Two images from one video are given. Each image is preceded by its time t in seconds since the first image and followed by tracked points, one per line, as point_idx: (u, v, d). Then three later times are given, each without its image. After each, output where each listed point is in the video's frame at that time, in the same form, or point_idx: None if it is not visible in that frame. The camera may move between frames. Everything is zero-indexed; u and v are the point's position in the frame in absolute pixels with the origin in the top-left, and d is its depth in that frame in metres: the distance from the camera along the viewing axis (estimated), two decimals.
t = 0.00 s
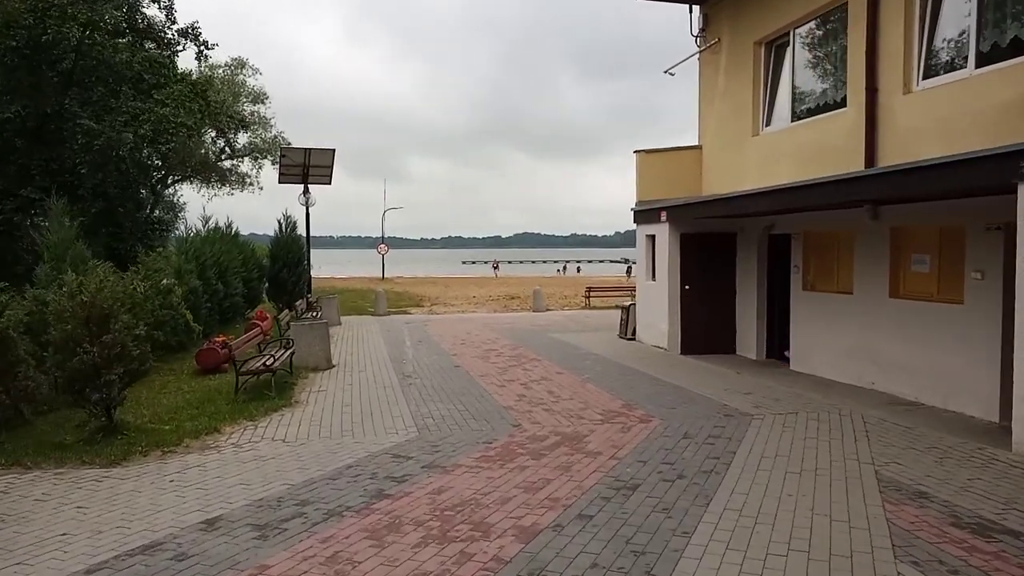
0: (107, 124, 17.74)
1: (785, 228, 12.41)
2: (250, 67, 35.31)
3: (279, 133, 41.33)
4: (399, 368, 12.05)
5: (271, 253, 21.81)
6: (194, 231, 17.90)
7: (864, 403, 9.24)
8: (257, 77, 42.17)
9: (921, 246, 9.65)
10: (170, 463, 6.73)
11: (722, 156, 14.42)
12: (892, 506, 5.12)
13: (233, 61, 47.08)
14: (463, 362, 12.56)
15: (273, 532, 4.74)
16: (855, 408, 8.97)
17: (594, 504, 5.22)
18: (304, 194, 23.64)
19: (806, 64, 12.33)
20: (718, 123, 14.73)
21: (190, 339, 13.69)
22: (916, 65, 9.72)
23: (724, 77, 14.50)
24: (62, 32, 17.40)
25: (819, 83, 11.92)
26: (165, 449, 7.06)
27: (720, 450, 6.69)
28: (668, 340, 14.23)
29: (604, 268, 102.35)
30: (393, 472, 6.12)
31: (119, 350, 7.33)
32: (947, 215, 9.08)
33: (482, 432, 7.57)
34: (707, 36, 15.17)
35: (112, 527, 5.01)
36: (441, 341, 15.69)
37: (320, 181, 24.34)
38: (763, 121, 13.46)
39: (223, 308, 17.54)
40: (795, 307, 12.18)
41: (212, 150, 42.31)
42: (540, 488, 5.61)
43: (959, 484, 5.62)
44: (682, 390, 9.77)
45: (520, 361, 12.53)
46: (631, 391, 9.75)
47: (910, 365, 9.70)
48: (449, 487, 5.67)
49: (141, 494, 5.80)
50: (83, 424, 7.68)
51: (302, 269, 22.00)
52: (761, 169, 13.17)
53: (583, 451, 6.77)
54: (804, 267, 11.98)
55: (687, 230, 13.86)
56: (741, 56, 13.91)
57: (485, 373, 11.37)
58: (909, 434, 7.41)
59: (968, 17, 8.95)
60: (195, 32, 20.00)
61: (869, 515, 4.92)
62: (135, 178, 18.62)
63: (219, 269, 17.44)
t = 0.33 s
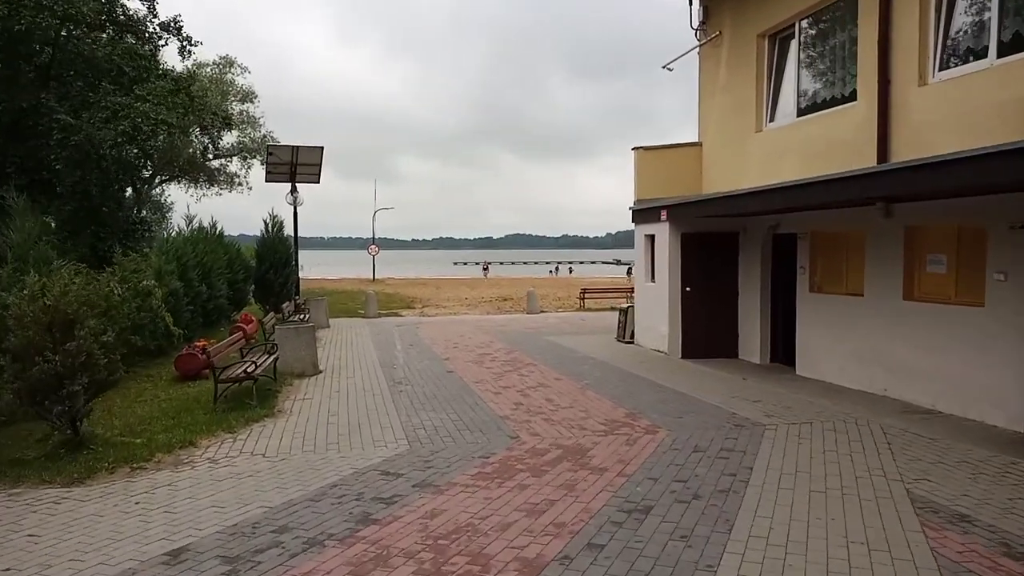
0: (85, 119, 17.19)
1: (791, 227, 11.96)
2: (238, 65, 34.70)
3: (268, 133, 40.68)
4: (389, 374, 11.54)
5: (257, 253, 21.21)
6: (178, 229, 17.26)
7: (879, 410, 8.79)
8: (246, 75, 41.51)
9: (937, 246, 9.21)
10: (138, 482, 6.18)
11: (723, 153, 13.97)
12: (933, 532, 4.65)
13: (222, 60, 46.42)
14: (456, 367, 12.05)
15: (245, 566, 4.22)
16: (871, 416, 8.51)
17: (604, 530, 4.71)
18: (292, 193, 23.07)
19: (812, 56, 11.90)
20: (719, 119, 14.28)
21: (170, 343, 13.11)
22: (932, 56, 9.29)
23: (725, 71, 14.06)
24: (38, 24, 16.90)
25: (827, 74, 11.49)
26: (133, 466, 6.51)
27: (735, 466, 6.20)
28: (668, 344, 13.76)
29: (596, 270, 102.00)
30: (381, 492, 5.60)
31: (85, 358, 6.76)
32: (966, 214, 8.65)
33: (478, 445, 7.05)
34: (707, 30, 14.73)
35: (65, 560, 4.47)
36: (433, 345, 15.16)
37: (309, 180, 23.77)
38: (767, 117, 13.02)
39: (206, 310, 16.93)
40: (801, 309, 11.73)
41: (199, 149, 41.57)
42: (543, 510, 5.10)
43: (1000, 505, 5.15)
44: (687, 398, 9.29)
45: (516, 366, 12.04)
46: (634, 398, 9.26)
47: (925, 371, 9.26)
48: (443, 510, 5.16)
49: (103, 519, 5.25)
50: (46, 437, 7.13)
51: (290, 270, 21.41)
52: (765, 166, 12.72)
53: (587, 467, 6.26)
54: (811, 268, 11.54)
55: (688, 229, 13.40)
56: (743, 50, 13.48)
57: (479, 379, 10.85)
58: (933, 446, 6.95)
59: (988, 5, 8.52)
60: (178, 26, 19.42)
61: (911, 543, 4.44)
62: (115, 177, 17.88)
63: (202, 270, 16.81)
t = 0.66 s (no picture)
0: (71, 116, 16.69)
1: (805, 228, 11.48)
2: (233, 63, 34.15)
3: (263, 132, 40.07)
4: (385, 382, 11.01)
5: (250, 254, 20.65)
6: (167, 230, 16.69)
7: (905, 423, 8.30)
8: (241, 73, 40.92)
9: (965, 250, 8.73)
10: (110, 509, 5.65)
11: (732, 151, 13.47)
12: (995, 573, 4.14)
13: (216, 58, 45.82)
14: (455, 375, 11.54)
15: None
16: (898, 429, 8.01)
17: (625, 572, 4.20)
18: (285, 192, 22.52)
19: (828, 51, 11.40)
20: (727, 116, 13.78)
21: (157, 349, 12.57)
22: (959, 48, 8.79)
23: (734, 67, 13.56)
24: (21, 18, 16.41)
25: (844, 68, 11.01)
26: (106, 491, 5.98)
27: (762, 490, 5.70)
28: (675, 349, 13.25)
29: (594, 269, 101.49)
30: (376, 523, 5.08)
31: (52, 372, 6.21)
32: (997, 215, 8.17)
33: (481, 465, 6.54)
34: (714, 23, 14.22)
35: None
36: (431, 350, 14.62)
37: (303, 179, 23.21)
38: (778, 114, 12.52)
39: (196, 314, 16.38)
40: (816, 314, 11.25)
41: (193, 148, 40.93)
42: (557, 547, 4.59)
43: None
44: (701, 409, 8.78)
45: (518, 374, 11.53)
46: (644, 410, 8.74)
47: (951, 381, 8.78)
48: (445, 545, 4.64)
49: (66, 556, 4.73)
50: (13, 457, 6.61)
51: (283, 271, 20.85)
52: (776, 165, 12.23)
53: (601, 490, 5.76)
54: (827, 271, 11.06)
55: (696, 230, 12.89)
56: (753, 44, 12.98)
57: (480, 388, 10.33)
58: (972, 465, 6.45)
59: None
60: (168, 20, 18.86)
61: None
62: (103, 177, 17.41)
63: (192, 272, 16.27)
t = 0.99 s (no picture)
0: (61, 112, 16.20)
1: (821, 227, 11.03)
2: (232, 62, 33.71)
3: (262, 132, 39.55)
4: (384, 388, 10.55)
5: (246, 255, 20.16)
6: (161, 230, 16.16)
7: (934, 433, 7.85)
8: (239, 72, 40.42)
9: (995, 250, 8.30)
10: (85, 532, 5.17)
11: (743, 148, 13.04)
12: None
13: (215, 58, 45.36)
14: (458, 381, 11.07)
15: None
16: (927, 439, 7.56)
17: None
18: (283, 191, 22.06)
19: (845, 44, 10.97)
20: (737, 112, 13.35)
21: (148, 353, 12.08)
22: (989, 38, 8.35)
23: (745, 62, 13.14)
24: (9, 11, 15.95)
25: (862, 61, 10.60)
26: (81, 512, 5.49)
27: (795, 511, 5.24)
28: (684, 353, 12.79)
29: (594, 271, 100.97)
30: (375, 550, 4.61)
31: (24, 382, 5.70)
32: None
33: (488, 481, 6.08)
34: (724, 17, 13.80)
35: None
36: (433, 354, 14.15)
37: (301, 178, 22.71)
38: (792, 110, 12.09)
39: (190, 316, 15.88)
40: (832, 317, 10.81)
41: (190, 147, 40.42)
42: None
43: None
44: (718, 418, 8.32)
45: (523, 379, 11.06)
46: (659, 419, 8.27)
47: (981, 389, 8.33)
48: None
49: None
50: None
51: (280, 273, 20.36)
52: (790, 163, 11.80)
53: (620, 510, 5.30)
54: (844, 272, 10.61)
55: (707, 230, 12.43)
56: (766, 38, 12.56)
57: (485, 396, 9.86)
58: (1016, 481, 6.00)
59: None
60: (162, 14, 18.35)
61: None
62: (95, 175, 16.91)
63: (187, 274, 15.76)
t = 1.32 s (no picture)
0: (44, 105, 15.74)
1: (841, 224, 10.53)
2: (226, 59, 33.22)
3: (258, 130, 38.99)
4: (382, 393, 10.02)
5: (241, 254, 19.64)
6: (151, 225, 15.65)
7: (972, 442, 7.32)
8: (235, 70, 39.87)
9: None
10: (47, 558, 4.65)
11: (757, 141, 12.53)
12: None
13: (210, 56, 44.87)
14: (460, 385, 10.54)
15: None
16: (966, 449, 7.04)
17: None
18: (278, 189, 21.54)
19: (867, 31, 10.46)
20: (750, 104, 12.85)
21: (133, 356, 11.56)
22: None
23: (758, 51, 12.65)
24: None
25: (885, 49, 10.07)
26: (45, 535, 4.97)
27: (839, 534, 4.72)
28: (695, 356, 12.27)
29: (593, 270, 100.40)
30: None
31: None
32: None
33: (497, 498, 5.55)
34: (736, 6, 13.30)
35: None
36: (433, 356, 13.61)
37: (297, 175, 22.18)
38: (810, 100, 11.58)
39: (180, 317, 15.34)
40: (854, 318, 10.31)
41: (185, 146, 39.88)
42: None
43: None
44: (739, 426, 7.79)
45: (528, 383, 10.53)
46: (675, 428, 7.75)
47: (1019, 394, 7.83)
48: None
49: None
50: None
51: (276, 272, 19.84)
52: (808, 156, 11.30)
53: (643, 533, 4.77)
54: (867, 271, 10.10)
55: (720, 227, 11.91)
56: (781, 26, 12.06)
57: (488, 401, 9.33)
58: None
59: None
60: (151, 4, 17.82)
61: None
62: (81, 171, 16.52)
63: (176, 273, 15.26)
